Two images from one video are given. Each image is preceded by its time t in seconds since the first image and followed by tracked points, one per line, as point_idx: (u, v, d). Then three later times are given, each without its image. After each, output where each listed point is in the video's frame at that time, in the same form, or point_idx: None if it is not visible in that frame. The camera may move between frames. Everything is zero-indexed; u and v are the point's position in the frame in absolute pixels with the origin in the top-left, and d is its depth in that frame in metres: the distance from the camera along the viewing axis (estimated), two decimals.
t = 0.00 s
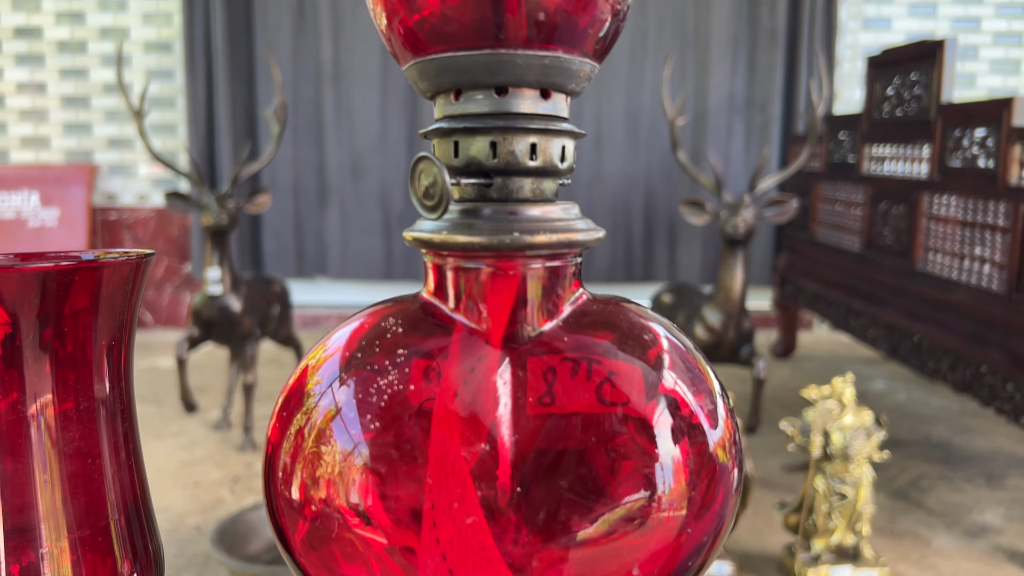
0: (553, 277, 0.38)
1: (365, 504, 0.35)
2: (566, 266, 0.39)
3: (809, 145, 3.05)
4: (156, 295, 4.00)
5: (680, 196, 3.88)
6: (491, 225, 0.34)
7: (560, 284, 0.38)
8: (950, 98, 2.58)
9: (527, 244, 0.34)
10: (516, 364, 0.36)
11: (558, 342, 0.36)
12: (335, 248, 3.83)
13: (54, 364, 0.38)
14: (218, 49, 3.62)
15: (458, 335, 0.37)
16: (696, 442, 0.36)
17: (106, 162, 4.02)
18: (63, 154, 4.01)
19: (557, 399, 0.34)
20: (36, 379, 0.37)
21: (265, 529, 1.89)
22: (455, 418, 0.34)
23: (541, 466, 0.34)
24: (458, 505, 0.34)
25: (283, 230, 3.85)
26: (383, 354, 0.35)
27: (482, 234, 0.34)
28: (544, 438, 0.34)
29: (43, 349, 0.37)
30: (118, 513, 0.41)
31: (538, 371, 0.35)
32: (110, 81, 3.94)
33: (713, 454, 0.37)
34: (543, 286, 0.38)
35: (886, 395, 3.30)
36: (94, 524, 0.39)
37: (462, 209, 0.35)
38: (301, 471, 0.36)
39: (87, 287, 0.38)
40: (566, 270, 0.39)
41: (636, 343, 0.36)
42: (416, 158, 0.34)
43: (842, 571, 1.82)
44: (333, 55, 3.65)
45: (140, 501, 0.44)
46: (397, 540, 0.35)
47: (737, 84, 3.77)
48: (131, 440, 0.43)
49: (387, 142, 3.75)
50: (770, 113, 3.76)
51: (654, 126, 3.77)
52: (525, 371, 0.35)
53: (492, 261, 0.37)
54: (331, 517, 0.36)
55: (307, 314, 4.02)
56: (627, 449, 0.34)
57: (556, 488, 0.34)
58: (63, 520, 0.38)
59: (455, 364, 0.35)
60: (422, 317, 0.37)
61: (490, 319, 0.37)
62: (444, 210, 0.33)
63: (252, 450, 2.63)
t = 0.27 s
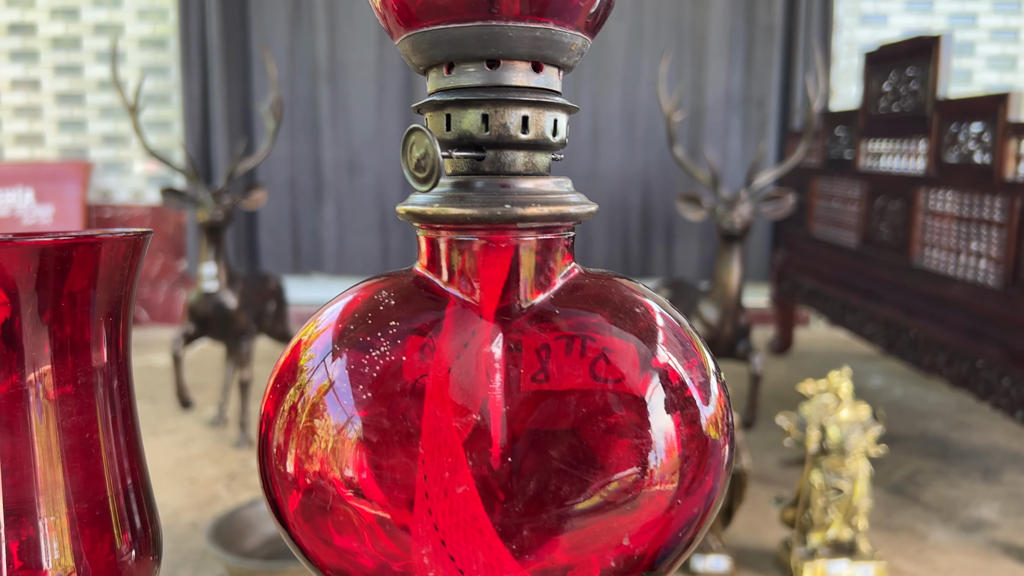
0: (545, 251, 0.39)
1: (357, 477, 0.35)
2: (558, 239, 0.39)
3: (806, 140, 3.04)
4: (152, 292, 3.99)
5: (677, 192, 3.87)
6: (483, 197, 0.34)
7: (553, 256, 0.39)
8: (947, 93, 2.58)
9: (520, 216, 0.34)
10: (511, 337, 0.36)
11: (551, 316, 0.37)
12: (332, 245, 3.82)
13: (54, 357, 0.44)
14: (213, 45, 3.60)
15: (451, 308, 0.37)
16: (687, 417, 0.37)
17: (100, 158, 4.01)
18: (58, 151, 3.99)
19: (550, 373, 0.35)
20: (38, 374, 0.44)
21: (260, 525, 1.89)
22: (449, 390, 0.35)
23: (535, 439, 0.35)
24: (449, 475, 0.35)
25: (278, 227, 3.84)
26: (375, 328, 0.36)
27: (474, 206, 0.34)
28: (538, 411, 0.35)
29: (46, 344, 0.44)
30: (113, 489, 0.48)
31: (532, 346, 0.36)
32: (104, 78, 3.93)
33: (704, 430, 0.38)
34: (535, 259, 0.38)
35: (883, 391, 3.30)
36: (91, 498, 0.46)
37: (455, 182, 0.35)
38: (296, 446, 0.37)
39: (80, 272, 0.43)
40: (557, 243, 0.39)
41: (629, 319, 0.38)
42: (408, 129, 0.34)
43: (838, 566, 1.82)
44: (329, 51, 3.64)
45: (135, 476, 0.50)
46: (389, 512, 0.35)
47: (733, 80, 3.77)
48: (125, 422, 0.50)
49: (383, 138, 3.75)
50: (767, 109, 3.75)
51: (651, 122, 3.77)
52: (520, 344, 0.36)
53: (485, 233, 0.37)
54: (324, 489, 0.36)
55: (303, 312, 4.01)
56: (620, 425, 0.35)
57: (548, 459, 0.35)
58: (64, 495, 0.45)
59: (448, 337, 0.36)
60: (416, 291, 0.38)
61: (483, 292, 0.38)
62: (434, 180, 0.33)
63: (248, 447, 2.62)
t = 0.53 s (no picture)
0: (539, 232, 0.39)
1: (355, 454, 0.36)
2: (552, 222, 0.40)
3: (802, 138, 3.06)
4: (149, 291, 4.00)
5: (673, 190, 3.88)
6: (478, 181, 0.35)
7: (546, 238, 0.40)
8: (942, 90, 2.59)
9: (514, 198, 0.35)
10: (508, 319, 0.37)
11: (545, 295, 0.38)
12: (329, 243, 3.82)
13: (67, 337, 0.45)
14: (210, 44, 3.60)
15: (449, 289, 0.38)
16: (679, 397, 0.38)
17: (97, 157, 4.01)
18: (55, 150, 3.99)
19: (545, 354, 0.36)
20: (52, 355, 0.45)
21: (258, 522, 1.89)
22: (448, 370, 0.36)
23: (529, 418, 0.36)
24: (443, 450, 0.35)
25: (275, 225, 3.84)
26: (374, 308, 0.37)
27: (470, 188, 0.35)
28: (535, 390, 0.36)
29: (59, 325, 0.45)
30: (123, 467, 0.49)
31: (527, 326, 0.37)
32: (101, 76, 3.93)
33: (696, 410, 0.39)
34: (528, 241, 0.39)
35: (879, 388, 3.32)
36: (101, 475, 0.47)
37: (451, 166, 0.36)
38: (297, 425, 0.38)
39: (93, 252, 0.44)
40: (551, 225, 0.40)
41: (622, 300, 0.38)
42: (403, 115, 0.35)
43: (834, 561, 1.83)
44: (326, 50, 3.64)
45: (144, 453, 0.52)
46: (386, 488, 0.36)
47: (730, 78, 3.78)
48: (135, 401, 0.51)
49: (380, 137, 3.76)
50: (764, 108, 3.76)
51: (647, 120, 3.78)
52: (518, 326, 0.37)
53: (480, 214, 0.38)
54: (325, 465, 0.37)
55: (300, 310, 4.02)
56: (614, 406, 0.36)
57: (541, 436, 0.35)
58: (75, 471, 0.46)
59: (445, 316, 0.37)
60: (414, 272, 0.39)
61: (478, 273, 0.39)
62: (429, 163, 0.34)
63: (246, 444, 2.63)
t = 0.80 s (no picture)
0: (534, 224, 0.41)
1: (357, 435, 0.38)
2: (545, 213, 0.41)
3: (797, 137, 3.08)
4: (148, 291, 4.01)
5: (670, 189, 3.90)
6: (474, 172, 0.37)
7: (540, 228, 0.41)
8: (936, 90, 2.61)
9: (508, 189, 0.37)
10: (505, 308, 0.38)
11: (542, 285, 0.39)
12: (327, 243, 3.84)
13: (93, 321, 0.49)
14: (208, 45, 3.61)
15: (446, 278, 0.39)
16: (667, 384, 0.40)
17: (96, 157, 4.02)
18: (54, 150, 4.01)
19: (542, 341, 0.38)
20: (79, 336, 0.49)
21: (258, 519, 1.91)
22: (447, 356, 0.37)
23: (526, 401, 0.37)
24: (436, 427, 0.37)
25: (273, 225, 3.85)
26: (378, 296, 0.39)
27: (466, 179, 0.37)
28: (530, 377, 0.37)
29: (86, 310, 0.49)
30: (143, 446, 0.53)
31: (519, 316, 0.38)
32: (100, 77, 3.94)
33: (683, 395, 0.40)
34: (525, 234, 0.41)
35: (875, 386, 3.34)
36: (123, 452, 0.52)
37: (446, 160, 0.38)
38: (303, 407, 0.39)
39: (115, 244, 0.48)
40: (545, 216, 0.42)
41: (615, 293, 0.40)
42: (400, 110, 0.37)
43: (829, 556, 1.85)
44: (323, 50, 3.66)
45: (164, 434, 0.56)
46: (386, 466, 0.37)
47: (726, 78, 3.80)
48: (156, 382, 0.56)
49: (378, 137, 3.78)
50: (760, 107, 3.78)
51: (644, 120, 3.80)
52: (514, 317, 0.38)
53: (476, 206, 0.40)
54: (329, 446, 0.39)
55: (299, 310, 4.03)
56: (605, 390, 0.38)
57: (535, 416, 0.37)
58: (101, 447, 0.50)
59: (443, 304, 0.38)
60: (414, 262, 0.41)
61: (474, 264, 0.40)
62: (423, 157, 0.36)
63: (245, 443, 2.65)
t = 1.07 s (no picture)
0: (525, 216, 0.43)
1: (360, 414, 0.40)
2: (536, 207, 0.44)
3: (792, 138, 3.10)
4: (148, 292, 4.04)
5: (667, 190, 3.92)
6: (469, 168, 0.39)
7: (531, 221, 0.44)
8: (929, 91, 2.64)
9: (501, 185, 0.39)
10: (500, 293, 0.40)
11: (533, 271, 0.41)
12: (327, 244, 3.86)
13: (133, 304, 0.55)
14: (207, 47, 3.64)
15: (443, 269, 0.42)
16: (652, 367, 0.42)
17: (96, 159, 4.04)
18: (54, 152, 4.03)
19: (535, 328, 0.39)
20: (121, 318, 0.55)
21: (259, 517, 1.93)
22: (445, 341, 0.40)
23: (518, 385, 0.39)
24: (425, 402, 0.39)
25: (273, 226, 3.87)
26: (380, 286, 0.41)
27: (461, 175, 0.39)
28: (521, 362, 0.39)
29: (127, 296, 0.54)
30: (177, 419, 0.59)
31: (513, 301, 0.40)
32: (100, 80, 3.96)
33: (666, 378, 0.43)
34: (517, 226, 0.43)
35: (870, 386, 3.36)
36: (158, 424, 0.58)
37: (442, 156, 0.40)
38: (312, 389, 0.42)
39: (153, 235, 0.54)
40: (536, 210, 0.44)
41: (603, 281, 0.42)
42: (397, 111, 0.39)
43: (823, 552, 1.87)
44: (322, 52, 3.68)
45: (199, 408, 0.62)
46: (387, 442, 0.40)
47: (722, 80, 3.82)
48: (190, 361, 0.61)
49: (377, 139, 3.80)
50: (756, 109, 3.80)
51: (641, 122, 3.82)
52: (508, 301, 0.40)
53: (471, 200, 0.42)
54: (336, 424, 0.41)
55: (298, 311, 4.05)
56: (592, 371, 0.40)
57: (526, 398, 0.39)
58: (138, 419, 0.57)
59: (440, 293, 0.41)
60: (414, 253, 0.43)
61: (469, 256, 0.42)
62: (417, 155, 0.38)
63: (246, 442, 2.67)
